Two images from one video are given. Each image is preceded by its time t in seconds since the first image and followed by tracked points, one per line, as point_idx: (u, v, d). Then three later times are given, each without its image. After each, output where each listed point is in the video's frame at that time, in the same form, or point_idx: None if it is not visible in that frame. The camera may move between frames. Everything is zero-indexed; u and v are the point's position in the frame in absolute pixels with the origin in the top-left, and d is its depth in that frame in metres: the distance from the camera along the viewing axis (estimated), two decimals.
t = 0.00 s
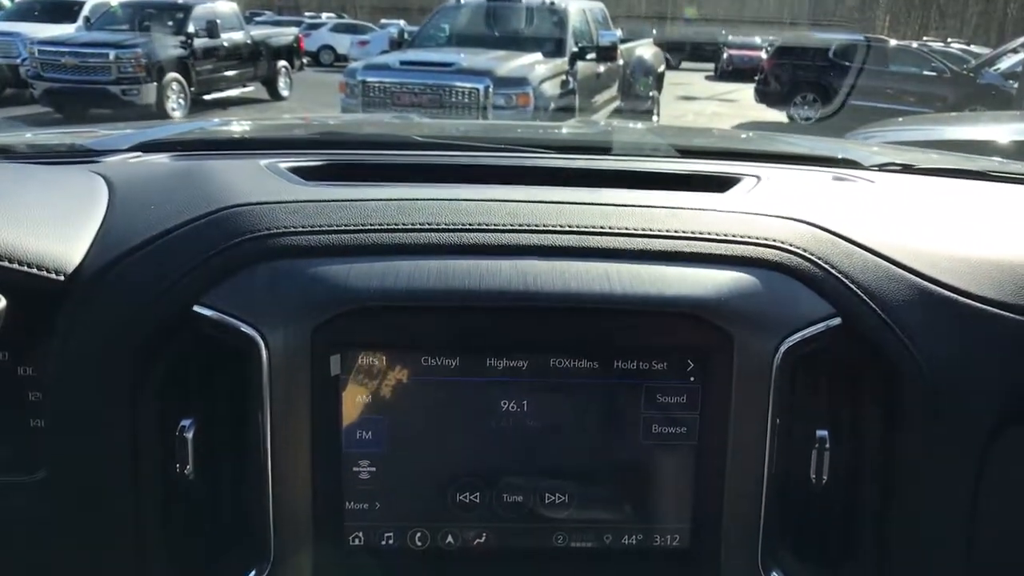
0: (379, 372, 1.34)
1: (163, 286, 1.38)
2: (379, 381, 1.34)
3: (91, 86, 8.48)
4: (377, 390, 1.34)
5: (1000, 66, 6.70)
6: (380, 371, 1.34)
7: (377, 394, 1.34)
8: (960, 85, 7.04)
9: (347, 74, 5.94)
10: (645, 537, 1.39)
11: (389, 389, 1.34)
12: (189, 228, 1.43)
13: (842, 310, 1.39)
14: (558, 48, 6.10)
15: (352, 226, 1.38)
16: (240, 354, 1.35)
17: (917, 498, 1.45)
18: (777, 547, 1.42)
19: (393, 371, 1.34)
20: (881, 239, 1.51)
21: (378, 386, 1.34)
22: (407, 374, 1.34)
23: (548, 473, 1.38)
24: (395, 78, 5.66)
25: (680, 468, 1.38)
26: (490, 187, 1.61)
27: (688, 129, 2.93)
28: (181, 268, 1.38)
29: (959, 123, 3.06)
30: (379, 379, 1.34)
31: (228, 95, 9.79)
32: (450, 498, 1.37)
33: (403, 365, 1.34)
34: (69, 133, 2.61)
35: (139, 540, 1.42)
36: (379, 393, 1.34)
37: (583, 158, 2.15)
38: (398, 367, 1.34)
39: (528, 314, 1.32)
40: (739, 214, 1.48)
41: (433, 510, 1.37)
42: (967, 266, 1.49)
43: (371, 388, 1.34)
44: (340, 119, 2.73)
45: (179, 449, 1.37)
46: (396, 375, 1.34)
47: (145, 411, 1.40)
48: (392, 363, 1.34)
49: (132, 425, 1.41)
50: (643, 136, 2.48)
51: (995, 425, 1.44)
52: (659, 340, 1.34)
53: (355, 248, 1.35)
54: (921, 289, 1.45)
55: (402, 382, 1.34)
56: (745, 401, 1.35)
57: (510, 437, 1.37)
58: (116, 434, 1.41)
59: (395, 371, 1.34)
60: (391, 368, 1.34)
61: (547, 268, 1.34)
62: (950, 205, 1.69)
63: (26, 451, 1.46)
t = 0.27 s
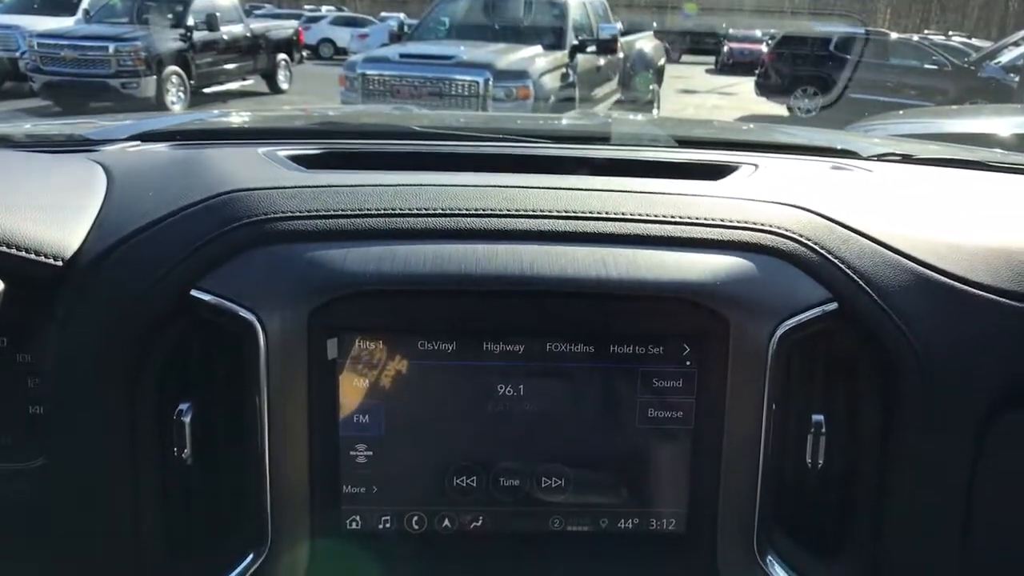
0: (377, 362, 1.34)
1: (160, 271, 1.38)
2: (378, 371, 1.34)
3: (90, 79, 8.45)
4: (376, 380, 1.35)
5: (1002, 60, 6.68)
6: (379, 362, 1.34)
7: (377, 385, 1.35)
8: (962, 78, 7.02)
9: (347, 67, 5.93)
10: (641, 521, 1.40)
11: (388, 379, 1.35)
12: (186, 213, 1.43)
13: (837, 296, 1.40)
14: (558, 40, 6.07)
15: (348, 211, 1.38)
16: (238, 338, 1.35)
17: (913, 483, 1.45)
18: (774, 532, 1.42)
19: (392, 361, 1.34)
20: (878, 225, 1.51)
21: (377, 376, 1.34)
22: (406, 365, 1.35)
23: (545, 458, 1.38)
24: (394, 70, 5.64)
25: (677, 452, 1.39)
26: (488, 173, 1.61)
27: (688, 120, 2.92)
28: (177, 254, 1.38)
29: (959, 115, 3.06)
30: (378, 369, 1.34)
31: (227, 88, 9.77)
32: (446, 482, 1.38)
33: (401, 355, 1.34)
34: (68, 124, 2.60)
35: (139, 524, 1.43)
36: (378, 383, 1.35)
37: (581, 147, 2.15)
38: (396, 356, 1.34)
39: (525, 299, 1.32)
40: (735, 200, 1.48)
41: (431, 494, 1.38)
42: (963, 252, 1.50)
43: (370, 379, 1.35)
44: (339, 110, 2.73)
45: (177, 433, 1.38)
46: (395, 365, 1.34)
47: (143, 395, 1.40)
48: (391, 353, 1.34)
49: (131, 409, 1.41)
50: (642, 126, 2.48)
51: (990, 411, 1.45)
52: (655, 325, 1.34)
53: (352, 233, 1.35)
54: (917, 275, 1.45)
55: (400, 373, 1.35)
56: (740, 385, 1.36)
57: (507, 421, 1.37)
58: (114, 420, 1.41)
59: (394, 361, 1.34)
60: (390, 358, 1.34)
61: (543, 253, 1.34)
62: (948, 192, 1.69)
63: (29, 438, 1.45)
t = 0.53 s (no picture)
0: (376, 354, 1.35)
1: (158, 260, 1.38)
2: (377, 363, 1.35)
3: (89, 73, 8.44)
4: (375, 372, 1.35)
5: (1002, 53, 6.67)
6: (378, 353, 1.35)
7: (376, 376, 1.35)
8: (965, 71, 7.13)
9: (346, 60, 5.92)
10: (637, 509, 1.41)
11: (387, 371, 1.35)
12: (185, 202, 1.43)
13: (833, 284, 1.40)
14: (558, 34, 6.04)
15: (345, 200, 1.38)
16: (237, 326, 1.36)
17: (909, 470, 1.45)
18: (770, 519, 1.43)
19: (392, 353, 1.35)
20: (874, 214, 1.51)
21: (376, 368, 1.35)
22: (406, 357, 1.35)
23: (541, 445, 1.39)
24: (394, 64, 5.63)
25: (673, 439, 1.39)
26: (485, 163, 1.61)
27: (686, 113, 2.92)
28: (175, 242, 1.39)
29: (958, 108, 3.06)
30: (377, 361, 1.35)
31: (227, 82, 9.76)
32: (444, 469, 1.39)
33: (400, 347, 1.35)
34: (67, 116, 2.60)
35: (139, 512, 1.44)
36: (377, 374, 1.35)
37: (580, 139, 2.15)
38: (395, 348, 1.35)
39: (522, 287, 1.33)
40: (732, 189, 1.48)
41: (428, 481, 1.39)
42: (959, 241, 1.50)
43: (369, 370, 1.35)
44: (338, 103, 2.73)
45: (176, 422, 1.39)
46: (394, 357, 1.35)
47: (142, 384, 1.41)
48: (390, 345, 1.35)
49: (130, 398, 1.41)
50: (641, 118, 2.48)
51: (984, 399, 1.46)
52: (651, 313, 1.35)
53: (349, 222, 1.36)
54: (912, 264, 1.46)
55: (400, 365, 1.36)
56: (736, 373, 1.36)
57: (504, 409, 1.38)
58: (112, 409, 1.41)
59: (393, 353, 1.35)
60: (389, 350, 1.35)
61: (540, 241, 1.34)
62: (944, 182, 1.70)
63: (31, 427, 1.46)
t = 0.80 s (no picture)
0: (378, 345, 1.35)
1: (158, 248, 1.38)
2: (378, 355, 1.35)
3: (90, 68, 8.43)
4: (376, 364, 1.36)
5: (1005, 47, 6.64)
6: (379, 345, 1.35)
7: (377, 368, 1.36)
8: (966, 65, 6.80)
9: (347, 54, 5.91)
10: (636, 497, 1.41)
11: (388, 363, 1.36)
12: (184, 191, 1.43)
13: (833, 273, 1.40)
14: (558, 30, 6.10)
15: (345, 188, 1.38)
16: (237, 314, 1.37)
17: (909, 459, 1.45)
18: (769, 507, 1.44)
19: (393, 344, 1.35)
20: (874, 204, 1.51)
21: (378, 360, 1.36)
22: (407, 348, 1.36)
23: (541, 433, 1.39)
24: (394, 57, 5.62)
25: (672, 427, 1.39)
26: (485, 153, 1.61)
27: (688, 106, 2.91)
28: (174, 230, 1.38)
29: (961, 102, 3.05)
30: (378, 352, 1.35)
31: (228, 77, 9.74)
32: (444, 457, 1.39)
33: (401, 338, 1.35)
34: (67, 108, 2.60)
35: (140, 500, 1.44)
36: (378, 366, 1.36)
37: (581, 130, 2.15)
38: (396, 340, 1.35)
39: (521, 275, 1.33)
40: (732, 178, 1.48)
41: (428, 469, 1.39)
42: (958, 231, 1.50)
43: (371, 362, 1.36)
44: (339, 95, 2.72)
45: (175, 410, 1.39)
46: (395, 349, 1.36)
47: (141, 372, 1.41)
48: (391, 337, 1.35)
49: (130, 387, 1.41)
50: (642, 111, 2.48)
51: (983, 389, 1.46)
52: (650, 301, 1.35)
53: (348, 210, 1.36)
54: (912, 253, 1.46)
55: (401, 356, 1.36)
56: (735, 361, 1.36)
57: (503, 397, 1.38)
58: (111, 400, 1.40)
59: (394, 345, 1.35)
60: (390, 341, 1.35)
61: (540, 229, 1.34)
62: (945, 172, 1.69)
63: (32, 417, 1.47)
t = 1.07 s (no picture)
0: (378, 335, 1.36)
1: (154, 234, 1.38)
2: (378, 345, 1.36)
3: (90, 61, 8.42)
4: (376, 353, 1.37)
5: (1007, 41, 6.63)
6: (380, 335, 1.36)
7: (377, 358, 1.37)
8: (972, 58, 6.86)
9: (347, 47, 5.90)
10: (632, 481, 1.42)
11: (388, 353, 1.37)
12: (181, 177, 1.44)
13: (828, 259, 1.40)
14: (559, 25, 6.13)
15: (342, 174, 1.39)
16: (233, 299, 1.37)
17: (904, 445, 1.46)
18: (763, 493, 1.44)
19: (393, 335, 1.36)
20: (870, 191, 1.51)
21: (378, 350, 1.36)
22: (407, 339, 1.37)
23: (537, 418, 1.40)
24: (394, 50, 5.62)
25: (668, 412, 1.40)
26: (483, 140, 1.61)
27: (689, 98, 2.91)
28: (171, 216, 1.39)
29: (963, 95, 3.04)
30: (378, 343, 1.36)
31: (228, 70, 9.73)
32: (441, 442, 1.40)
33: (401, 329, 1.36)
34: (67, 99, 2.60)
35: (139, 486, 1.44)
36: (378, 356, 1.37)
37: (580, 120, 2.15)
38: (396, 331, 1.36)
39: (518, 260, 1.33)
40: (728, 164, 1.48)
41: (425, 454, 1.40)
42: (954, 218, 1.50)
43: (371, 352, 1.37)
44: (339, 86, 2.72)
45: (174, 395, 1.39)
46: (395, 339, 1.37)
47: (139, 358, 1.42)
48: (391, 327, 1.36)
49: (128, 372, 1.41)
50: (642, 101, 2.47)
51: (978, 376, 1.46)
52: (646, 286, 1.35)
53: (345, 195, 1.36)
54: (908, 240, 1.46)
55: (401, 347, 1.37)
56: (731, 347, 1.36)
57: (500, 382, 1.39)
58: (108, 386, 1.41)
59: (394, 335, 1.36)
60: (390, 331, 1.36)
61: (536, 215, 1.35)
62: (942, 161, 1.70)
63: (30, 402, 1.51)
